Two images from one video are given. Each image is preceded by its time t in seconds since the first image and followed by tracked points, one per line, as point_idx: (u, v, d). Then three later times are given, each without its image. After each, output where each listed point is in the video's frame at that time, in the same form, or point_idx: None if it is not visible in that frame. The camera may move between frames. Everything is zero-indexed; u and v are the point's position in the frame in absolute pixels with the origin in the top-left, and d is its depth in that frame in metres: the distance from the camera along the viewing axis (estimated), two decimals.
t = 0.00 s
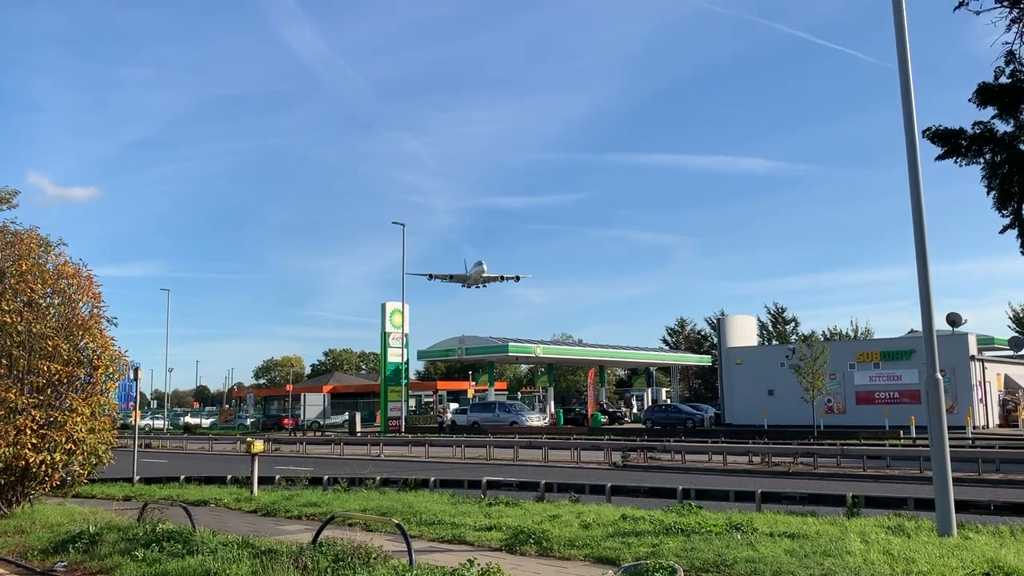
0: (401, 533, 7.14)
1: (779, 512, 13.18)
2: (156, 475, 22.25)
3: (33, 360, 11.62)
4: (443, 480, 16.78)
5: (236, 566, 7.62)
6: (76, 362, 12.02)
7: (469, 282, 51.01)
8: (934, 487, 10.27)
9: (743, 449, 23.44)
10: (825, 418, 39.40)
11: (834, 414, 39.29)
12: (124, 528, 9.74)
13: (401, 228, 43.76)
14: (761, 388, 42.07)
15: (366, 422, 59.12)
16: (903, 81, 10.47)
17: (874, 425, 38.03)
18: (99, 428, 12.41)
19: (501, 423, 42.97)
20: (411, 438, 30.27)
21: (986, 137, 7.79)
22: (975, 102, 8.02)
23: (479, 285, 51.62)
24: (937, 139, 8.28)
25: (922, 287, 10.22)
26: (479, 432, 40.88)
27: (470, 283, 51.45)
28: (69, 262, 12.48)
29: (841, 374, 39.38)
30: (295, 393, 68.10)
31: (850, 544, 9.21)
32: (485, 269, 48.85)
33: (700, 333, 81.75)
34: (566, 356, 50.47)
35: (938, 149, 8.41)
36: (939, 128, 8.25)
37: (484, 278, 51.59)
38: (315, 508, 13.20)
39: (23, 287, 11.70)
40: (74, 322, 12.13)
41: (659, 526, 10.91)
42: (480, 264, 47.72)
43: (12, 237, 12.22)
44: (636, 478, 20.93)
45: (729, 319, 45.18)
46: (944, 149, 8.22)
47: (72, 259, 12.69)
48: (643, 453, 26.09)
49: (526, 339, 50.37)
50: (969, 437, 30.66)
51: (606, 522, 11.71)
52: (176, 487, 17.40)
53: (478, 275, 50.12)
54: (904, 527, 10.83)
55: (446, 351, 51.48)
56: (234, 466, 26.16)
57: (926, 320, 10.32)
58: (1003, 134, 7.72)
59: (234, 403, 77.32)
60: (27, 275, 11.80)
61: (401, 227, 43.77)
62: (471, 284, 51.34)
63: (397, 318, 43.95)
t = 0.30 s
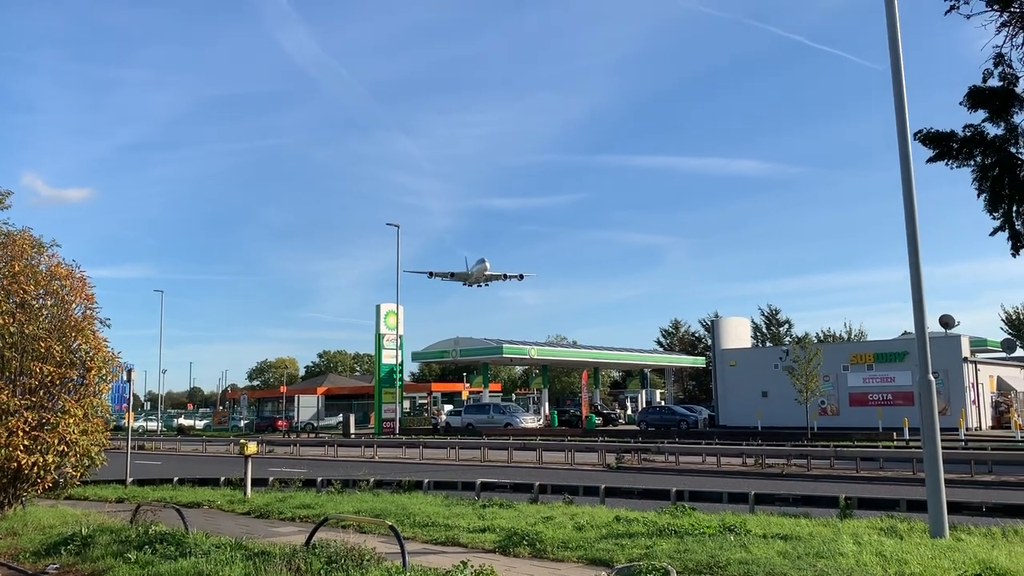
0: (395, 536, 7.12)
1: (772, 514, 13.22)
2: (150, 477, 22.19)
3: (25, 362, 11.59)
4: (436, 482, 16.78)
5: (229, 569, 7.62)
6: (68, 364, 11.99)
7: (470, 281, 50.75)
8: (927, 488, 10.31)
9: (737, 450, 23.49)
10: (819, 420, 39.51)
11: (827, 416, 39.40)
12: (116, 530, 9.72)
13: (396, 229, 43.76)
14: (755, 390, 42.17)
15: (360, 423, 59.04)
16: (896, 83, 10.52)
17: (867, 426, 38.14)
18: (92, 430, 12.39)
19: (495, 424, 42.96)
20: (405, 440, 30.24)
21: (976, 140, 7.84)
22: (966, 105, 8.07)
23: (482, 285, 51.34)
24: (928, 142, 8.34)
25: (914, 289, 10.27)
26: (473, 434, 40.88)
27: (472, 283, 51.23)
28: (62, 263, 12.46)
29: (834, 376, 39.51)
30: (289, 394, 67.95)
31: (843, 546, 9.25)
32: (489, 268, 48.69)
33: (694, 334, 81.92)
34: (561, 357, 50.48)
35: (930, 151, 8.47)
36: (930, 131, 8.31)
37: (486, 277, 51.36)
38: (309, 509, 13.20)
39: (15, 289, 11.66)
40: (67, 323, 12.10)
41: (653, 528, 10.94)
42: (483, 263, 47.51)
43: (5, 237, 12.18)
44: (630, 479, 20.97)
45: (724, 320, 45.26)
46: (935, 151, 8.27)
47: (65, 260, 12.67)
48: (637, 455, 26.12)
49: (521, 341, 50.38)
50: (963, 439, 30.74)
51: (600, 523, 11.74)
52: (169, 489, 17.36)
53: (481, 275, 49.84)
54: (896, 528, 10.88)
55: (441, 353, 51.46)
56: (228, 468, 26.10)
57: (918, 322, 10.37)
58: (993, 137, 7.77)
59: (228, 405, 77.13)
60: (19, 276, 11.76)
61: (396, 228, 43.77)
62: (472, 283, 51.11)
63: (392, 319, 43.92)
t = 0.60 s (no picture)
0: (385, 543, 7.10)
1: (762, 518, 13.27)
2: (138, 483, 22.06)
3: (13, 368, 11.50)
4: (427, 487, 16.75)
5: None
6: (57, 369, 11.92)
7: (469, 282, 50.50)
8: (916, 494, 10.36)
9: (727, 455, 23.56)
10: (809, 424, 39.67)
11: (818, 420, 39.57)
12: (104, 537, 9.66)
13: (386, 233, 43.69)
14: (745, 395, 42.31)
15: (351, 429, 58.87)
16: (884, 90, 10.61)
17: (857, 431, 38.31)
18: (80, 435, 12.33)
19: (486, 429, 42.92)
20: (396, 445, 30.17)
21: (962, 147, 7.90)
22: (952, 112, 8.11)
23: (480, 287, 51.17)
24: (915, 149, 8.39)
25: (903, 295, 10.34)
26: (464, 440, 40.82)
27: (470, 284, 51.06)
28: (50, 268, 12.40)
29: (824, 381, 39.68)
30: (279, 400, 67.68)
31: (833, 550, 9.30)
32: (489, 270, 48.50)
33: (685, 339, 82.17)
34: (552, 362, 50.49)
35: (917, 158, 8.51)
36: (917, 138, 8.36)
37: (485, 278, 50.49)
38: (299, 516, 13.14)
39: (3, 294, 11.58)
40: (55, 328, 12.03)
41: (643, 533, 10.95)
42: (483, 263, 47.36)
43: None
44: (620, 485, 20.97)
45: (714, 325, 45.37)
46: (922, 158, 8.31)
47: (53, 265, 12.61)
48: (628, 460, 26.16)
49: (512, 346, 50.36)
50: (951, 444, 30.92)
51: (590, 529, 11.74)
52: (158, 495, 17.28)
53: (480, 277, 49.64)
54: (885, 532, 10.95)
55: (432, 358, 51.39)
56: (218, 474, 25.98)
57: (908, 327, 10.43)
58: (980, 144, 7.82)
59: (218, 411, 76.81)
60: (7, 281, 11.69)
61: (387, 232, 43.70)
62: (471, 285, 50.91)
63: (383, 324, 43.82)
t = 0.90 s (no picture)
0: (373, 551, 7.07)
1: (750, 526, 13.29)
2: (124, 490, 21.89)
3: None
4: (416, 494, 16.71)
5: None
6: (43, 376, 11.84)
7: (469, 284, 50.13)
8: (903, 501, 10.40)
9: (716, 464, 23.61)
10: (797, 432, 39.83)
11: (806, 429, 39.74)
12: (89, 544, 9.59)
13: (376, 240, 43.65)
14: (734, 403, 42.43)
15: (340, 436, 58.67)
16: (871, 101, 10.69)
17: (845, 439, 38.48)
18: (66, 442, 12.26)
19: (475, 437, 42.84)
20: (385, 452, 30.06)
21: (949, 158, 7.96)
22: (939, 123, 8.19)
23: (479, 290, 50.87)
24: (902, 159, 8.45)
25: (890, 303, 10.41)
26: (453, 447, 40.75)
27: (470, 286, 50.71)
28: (37, 273, 12.28)
29: (812, 389, 39.86)
30: (267, 406, 67.37)
31: (820, 559, 9.33)
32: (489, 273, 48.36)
33: (674, 347, 82.38)
34: (542, 369, 50.47)
35: (904, 169, 8.57)
36: (905, 149, 8.43)
37: (484, 282, 50.31)
38: (286, 523, 13.08)
39: None
40: (42, 334, 11.94)
41: (632, 542, 10.96)
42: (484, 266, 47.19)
43: None
44: (609, 492, 20.97)
45: (703, 333, 45.51)
46: (909, 168, 8.37)
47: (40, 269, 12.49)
48: (616, 468, 26.17)
49: (501, 353, 50.34)
50: (938, 452, 31.10)
51: (579, 537, 11.73)
52: (144, 502, 17.15)
53: (479, 279, 49.51)
54: (873, 541, 10.99)
55: (421, 365, 51.29)
56: (205, 481, 25.81)
57: (895, 336, 10.49)
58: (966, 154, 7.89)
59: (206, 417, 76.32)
60: None
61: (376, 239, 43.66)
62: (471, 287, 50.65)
63: (372, 331, 43.70)
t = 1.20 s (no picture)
0: (361, 555, 7.02)
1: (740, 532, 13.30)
2: (112, 492, 21.74)
3: None
4: (406, 499, 16.67)
5: None
6: (31, 377, 11.78)
7: (469, 286, 49.13)
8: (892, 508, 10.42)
9: (706, 469, 23.64)
10: (788, 439, 39.93)
11: (796, 435, 39.85)
12: (77, 547, 9.53)
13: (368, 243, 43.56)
14: (725, 409, 42.51)
15: (330, 439, 58.52)
16: (864, 108, 10.74)
17: (835, 446, 38.58)
18: (55, 444, 12.17)
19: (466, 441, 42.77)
20: (375, 456, 29.95)
21: (940, 166, 8.00)
22: (930, 131, 8.24)
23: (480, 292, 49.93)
24: (894, 166, 8.50)
25: (881, 310, 10.46)
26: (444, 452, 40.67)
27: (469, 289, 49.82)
28: (26, 274, 12.24)
29: (803, 396, 39.97)
30: (258, 409, 67.15)
31: (809, 565, 9.35)
32: (492, 272, 47.98)
33: (665, 352, 82.51)
34: (533, 374, 50.43)
35: (895, 176, 8.62)
36: (897, 156, 8.47)
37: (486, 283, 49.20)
38: (275, 527, 13.03)
39: None
40: (31, 335, 11.91)
41: (623, 547, 10.96)
42: (486, 264, 46.86)
43: None
44: (600, 497, 20.97)
45: (695, 339, 45.60)
46: (900, 176, 8.42)
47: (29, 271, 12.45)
48: (607, 473, 26.16)
49: (493, 358, 50.29)
50: (927, 460, 31.21)
51: (569, 542, 11.73)
52: (133, 505, 17.05)
53: (480, 281, 48.79)
54: (862, 548, 11.01)
55: (412, 369, 51.19)
56: (195, 484, 25.67)
57: (885, 342, 10.53)
58: (956, 163, 7.94)
59: (195, 420, 75.99)
60: None
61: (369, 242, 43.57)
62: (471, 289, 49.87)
63: (363, 335, 43.62)
